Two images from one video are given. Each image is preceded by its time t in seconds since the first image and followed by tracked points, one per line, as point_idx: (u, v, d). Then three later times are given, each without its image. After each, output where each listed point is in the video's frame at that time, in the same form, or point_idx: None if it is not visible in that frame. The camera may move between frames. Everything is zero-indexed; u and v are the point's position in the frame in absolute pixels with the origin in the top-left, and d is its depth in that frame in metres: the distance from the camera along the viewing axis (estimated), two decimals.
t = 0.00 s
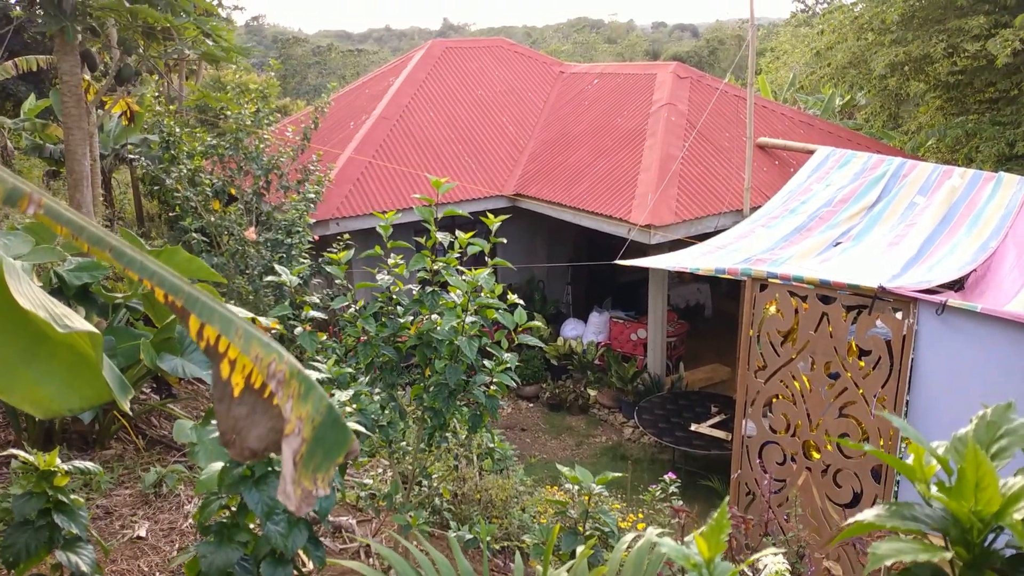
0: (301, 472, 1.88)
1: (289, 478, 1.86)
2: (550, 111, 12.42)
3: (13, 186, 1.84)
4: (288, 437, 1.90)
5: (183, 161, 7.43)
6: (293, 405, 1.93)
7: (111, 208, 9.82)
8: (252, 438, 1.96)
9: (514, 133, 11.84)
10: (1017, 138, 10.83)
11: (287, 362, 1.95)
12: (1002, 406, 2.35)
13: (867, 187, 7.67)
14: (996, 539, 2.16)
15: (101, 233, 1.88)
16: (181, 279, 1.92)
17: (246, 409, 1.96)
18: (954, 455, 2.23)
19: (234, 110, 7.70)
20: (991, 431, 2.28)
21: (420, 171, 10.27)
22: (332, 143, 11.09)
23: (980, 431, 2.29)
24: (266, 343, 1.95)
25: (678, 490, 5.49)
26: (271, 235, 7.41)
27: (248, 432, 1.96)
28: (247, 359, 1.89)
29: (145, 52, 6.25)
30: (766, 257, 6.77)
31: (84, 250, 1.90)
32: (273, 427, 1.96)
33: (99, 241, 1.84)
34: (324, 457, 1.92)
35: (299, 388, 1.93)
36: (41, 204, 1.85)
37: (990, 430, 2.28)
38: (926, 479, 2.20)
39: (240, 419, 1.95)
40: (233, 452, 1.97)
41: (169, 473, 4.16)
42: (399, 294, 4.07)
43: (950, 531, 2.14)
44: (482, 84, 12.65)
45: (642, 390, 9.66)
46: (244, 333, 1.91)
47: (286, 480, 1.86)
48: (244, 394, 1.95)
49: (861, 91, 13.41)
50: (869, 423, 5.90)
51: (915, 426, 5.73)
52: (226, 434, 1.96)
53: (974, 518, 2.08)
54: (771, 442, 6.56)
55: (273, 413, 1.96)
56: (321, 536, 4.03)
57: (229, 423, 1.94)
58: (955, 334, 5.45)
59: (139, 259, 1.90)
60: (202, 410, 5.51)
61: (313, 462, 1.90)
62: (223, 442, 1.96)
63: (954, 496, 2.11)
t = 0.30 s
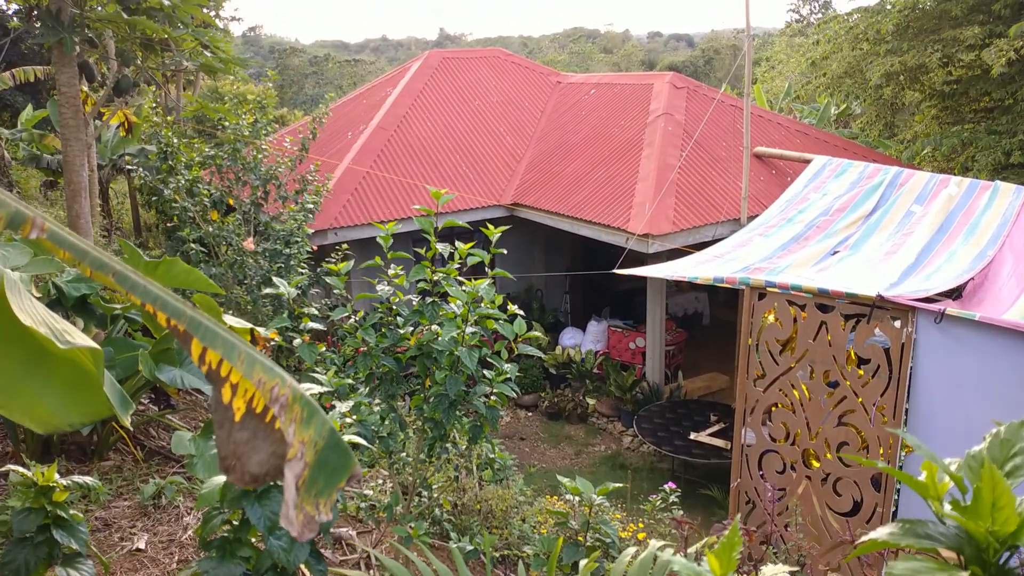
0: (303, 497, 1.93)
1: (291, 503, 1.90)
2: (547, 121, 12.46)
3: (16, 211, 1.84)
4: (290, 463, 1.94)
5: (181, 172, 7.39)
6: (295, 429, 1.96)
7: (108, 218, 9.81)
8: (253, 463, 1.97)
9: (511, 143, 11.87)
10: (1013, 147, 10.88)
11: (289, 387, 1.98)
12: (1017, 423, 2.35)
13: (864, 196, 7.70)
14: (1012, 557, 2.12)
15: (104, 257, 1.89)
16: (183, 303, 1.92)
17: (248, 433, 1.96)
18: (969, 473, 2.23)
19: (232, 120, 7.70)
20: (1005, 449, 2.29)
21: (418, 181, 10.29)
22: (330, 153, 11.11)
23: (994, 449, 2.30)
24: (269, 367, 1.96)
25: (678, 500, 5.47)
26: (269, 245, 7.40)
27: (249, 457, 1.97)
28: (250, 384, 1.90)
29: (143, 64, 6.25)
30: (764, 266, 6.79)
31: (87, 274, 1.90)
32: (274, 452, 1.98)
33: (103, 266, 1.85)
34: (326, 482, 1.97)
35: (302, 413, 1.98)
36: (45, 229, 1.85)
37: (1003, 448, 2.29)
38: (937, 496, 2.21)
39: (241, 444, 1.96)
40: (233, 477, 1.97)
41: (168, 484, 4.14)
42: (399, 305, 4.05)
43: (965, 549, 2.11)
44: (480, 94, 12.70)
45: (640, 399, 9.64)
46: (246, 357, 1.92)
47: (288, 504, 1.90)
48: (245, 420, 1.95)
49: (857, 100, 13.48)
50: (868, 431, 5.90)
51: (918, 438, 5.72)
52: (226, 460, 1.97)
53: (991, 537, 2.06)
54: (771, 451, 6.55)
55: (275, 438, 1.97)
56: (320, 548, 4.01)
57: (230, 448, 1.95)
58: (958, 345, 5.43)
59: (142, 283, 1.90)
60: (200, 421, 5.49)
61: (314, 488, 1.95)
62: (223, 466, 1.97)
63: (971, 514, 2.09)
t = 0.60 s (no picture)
0: (322, 481, 1.97)
1: (311, 487, 1.96)
2: (551, 121, 12.46)
3: (38, 204, 1.83)
4: (309, 448, 1.96)
5: (186, 171, 7.42)
6: (313, 416, 1.99)
7: (112, 218, 9.82)
8: (272, 448, 1.96)
9: (515, 143, 11.88)
10: (1018, 147, 10.85)
11: (306, 374, 2.01)
12: None
13: (869, 196, 7.69)
14: None
15: (125, 249, 1.89)
16: (203, 294, 1.93)
17: (266, 420, 1.95)
18: (981, 476, 2.27)
19: (236, 120, 7.71)
20: (1017, 453, 2.32)
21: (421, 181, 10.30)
22: (334, 153, 11.12)
23: (1007, 453, 2.33)
24: (286, 355, 1.98)
25: (683, 501, 5.46)
26: (273, 245, 7.40)
27: (267, 442, 1.96)
28: (268, 371, 1.91)
29: (148, 64, 6.26)
30: (769, 267, 6.78)
31: (108, 267, 1.91)
32: (292, 438, 1.98)
33: (123, 257, 1.86)
34: (344, 466, 2.01)
35: (320, 400, 2.01)
36: (66, 222, 1.85)
37: (1016, 452, 2.32)
38: (950, 499, 2.26)
39: (260, 429, 1.95)
40: (252, 462, 1.97)
41: (173, 484, 4.14)
42: (404, 305, 4.08)
43: (978, 553, 2.18)
44: (483, 94, 12.70)
45: (644, 400, 9.63)
46: (265, 346, 1.93)
47: (309, 489, 1.95)
48: (263, 406, 1.95)
49: (861, 101, 13.46)
50: (873, 432, 5.89)
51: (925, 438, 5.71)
52: (245, 445, 1.95)
53: (1005, 541, 2.10)
54: (775, 451, 6.54)
55: (293, 423, 1.97)
56: (326, 548, 4.01)
57: (249, 433, 1.93)
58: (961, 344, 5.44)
59: (162, 275, 1.90)
60: (205, 420, 5.50)
61: (333, 472, 1.99)
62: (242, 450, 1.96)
63: (984, 520, 2.14)
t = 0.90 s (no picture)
0: (325, 488, 1.92)
1: (313, 495, 1.91)
2: (559, 121, 12.45)
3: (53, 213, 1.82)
4: (312, 455, 1.94)
5: (195, 170, 7.37)
6: (317, 423, 1.97)
7: (121, 216, 9.86)
8: (277, 451, 1.98)
9: (523, 143, 11.88)
10: None
11: (312, 382, 1.99)
12: None
13: (878, 197, 7.64)
14: None
15: (137, 257, 1.90)
16: (211, 302, 1.94)
17: (271, 423, 1.97)
18: (993, 484, 2.28)
19: (244, 119, 7.74)
20: None
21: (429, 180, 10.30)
22: (342, 152, 11.14)
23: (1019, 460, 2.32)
24: (293, 363, 1.98)
25: (689, 503, 5.45)
26: (281, 244, 7.41)
27: (273, 445, 1.98)
28: (274, 379, 1.91)
29: (158, 63, 6.29)
30: (777, 268, 6.75)
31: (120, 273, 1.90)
32: (297, 442, 1.99)
33: (135, 265, 1.87)
34: (346, 473, 1.96)
35: (324, 408, 1.98)
36: (80, 230, 1.86)
37: None
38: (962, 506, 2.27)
39: (265, 433, 1.96)
40: (258, 463, 1.98)
41: (181, 482, 4.16)
42: (412, 305, 4.08)
43: (990, 561, 2.17)
44: (491, 93, 12.70)
45: (651, 400, 9.61)
46: (272, 354, 1.93)
47: (310, 496, 1.90)
48: (269, 409, 1.96)
49: (870, 102, 13.41)
50: (881, 436, 5.86)
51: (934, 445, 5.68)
52: (250, 446, 1.97)
53: (1018, 550, 2.11)
54: (783, 453, 6.52)
55: (298, 428, 1.98)
56: (333, 547, 4.02)
57: (255, 435, 1.95)
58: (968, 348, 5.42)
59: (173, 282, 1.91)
60: (212, 418, 5.52)
61: (335, 479, 1.94)
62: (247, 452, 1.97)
63: (997, 528, 2.15)
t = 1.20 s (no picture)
0: (335, 485, 1.95)
1: (323, 492, 1.92)
2: (563, 130, 12.48)
3: (66, 217, 1.82)
4: (323, 453, 1.96)
5: (200, 178, 7.46)
6: (328, 421, 1.99)
7: (126, 224, 9.89)
8: (289, 446, 1.99)
9: (527, 151, 11.91)
10: None
11: (323, 381, 1.99)
12: None
13: (882, 206, 7.64)
14: None
15: (149, 259, 1.90)
16: (225, 303, 1.94)
17: (284, 419, 1.98)
18: (995, 498, 2.28)
19: (250, 128, 7.78)
20: None
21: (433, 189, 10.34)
22: (346, 161, 11.18)
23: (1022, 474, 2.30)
24: (303, 362, 1.98)
25: (693, 513, 5.42)
26: (285, 252, 7.43)
27: (285, 440, 1.99)
28: (285, 378, 1.93)
29: (163, 71, 6.31)
30: (781, 277, 6.74)
31: (132, 275, 1.91)
32: (309, 437, 2.00)
33: (147, 267, 1.87)
34: (356, 471, 1.98)
35: (334, 406, 1.99)
36: (92, 234, 1.85)
37: None
38: (965, 519, 2.27)
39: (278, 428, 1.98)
40: (271, 457, 2.01)
41: (184, 490, 4.16)
42: (415, 314, 4.09)
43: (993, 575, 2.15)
44: (495, 102, 12.75)
45: (654, 409, 9.59)
46: (282, 353, 1.94)
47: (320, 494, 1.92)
48: (282, 406, 1.98)
49: (875, 110, 13.41)
50: (885, 446, 5.83)
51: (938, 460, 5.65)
52: (264, 441, 1.99)
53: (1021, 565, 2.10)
54: (786, 463, 6.49)
55: (310, 425, 1.99)
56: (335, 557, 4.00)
57: (267, 431, 1.97)
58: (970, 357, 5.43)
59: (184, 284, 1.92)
60: (216, 426, 5.52)
61: (345, 476, 1.96)
62: (262, 447, 2.00)
63: (1000, 542, 2.14)
